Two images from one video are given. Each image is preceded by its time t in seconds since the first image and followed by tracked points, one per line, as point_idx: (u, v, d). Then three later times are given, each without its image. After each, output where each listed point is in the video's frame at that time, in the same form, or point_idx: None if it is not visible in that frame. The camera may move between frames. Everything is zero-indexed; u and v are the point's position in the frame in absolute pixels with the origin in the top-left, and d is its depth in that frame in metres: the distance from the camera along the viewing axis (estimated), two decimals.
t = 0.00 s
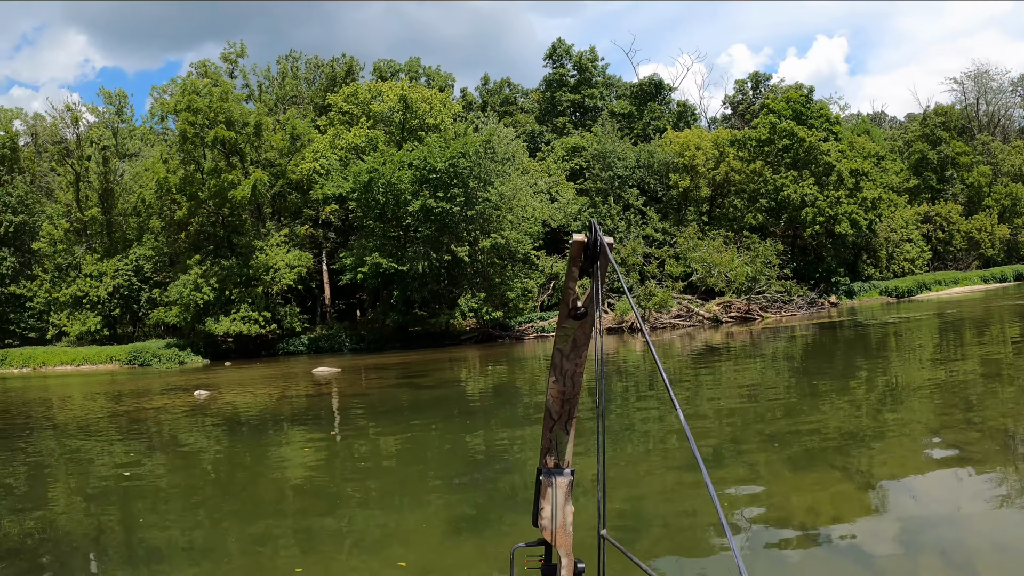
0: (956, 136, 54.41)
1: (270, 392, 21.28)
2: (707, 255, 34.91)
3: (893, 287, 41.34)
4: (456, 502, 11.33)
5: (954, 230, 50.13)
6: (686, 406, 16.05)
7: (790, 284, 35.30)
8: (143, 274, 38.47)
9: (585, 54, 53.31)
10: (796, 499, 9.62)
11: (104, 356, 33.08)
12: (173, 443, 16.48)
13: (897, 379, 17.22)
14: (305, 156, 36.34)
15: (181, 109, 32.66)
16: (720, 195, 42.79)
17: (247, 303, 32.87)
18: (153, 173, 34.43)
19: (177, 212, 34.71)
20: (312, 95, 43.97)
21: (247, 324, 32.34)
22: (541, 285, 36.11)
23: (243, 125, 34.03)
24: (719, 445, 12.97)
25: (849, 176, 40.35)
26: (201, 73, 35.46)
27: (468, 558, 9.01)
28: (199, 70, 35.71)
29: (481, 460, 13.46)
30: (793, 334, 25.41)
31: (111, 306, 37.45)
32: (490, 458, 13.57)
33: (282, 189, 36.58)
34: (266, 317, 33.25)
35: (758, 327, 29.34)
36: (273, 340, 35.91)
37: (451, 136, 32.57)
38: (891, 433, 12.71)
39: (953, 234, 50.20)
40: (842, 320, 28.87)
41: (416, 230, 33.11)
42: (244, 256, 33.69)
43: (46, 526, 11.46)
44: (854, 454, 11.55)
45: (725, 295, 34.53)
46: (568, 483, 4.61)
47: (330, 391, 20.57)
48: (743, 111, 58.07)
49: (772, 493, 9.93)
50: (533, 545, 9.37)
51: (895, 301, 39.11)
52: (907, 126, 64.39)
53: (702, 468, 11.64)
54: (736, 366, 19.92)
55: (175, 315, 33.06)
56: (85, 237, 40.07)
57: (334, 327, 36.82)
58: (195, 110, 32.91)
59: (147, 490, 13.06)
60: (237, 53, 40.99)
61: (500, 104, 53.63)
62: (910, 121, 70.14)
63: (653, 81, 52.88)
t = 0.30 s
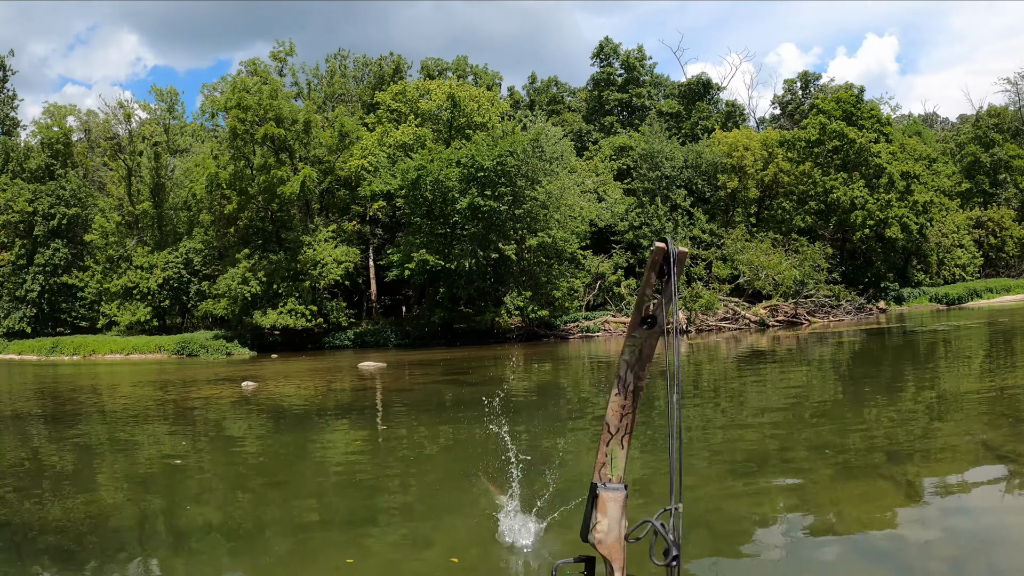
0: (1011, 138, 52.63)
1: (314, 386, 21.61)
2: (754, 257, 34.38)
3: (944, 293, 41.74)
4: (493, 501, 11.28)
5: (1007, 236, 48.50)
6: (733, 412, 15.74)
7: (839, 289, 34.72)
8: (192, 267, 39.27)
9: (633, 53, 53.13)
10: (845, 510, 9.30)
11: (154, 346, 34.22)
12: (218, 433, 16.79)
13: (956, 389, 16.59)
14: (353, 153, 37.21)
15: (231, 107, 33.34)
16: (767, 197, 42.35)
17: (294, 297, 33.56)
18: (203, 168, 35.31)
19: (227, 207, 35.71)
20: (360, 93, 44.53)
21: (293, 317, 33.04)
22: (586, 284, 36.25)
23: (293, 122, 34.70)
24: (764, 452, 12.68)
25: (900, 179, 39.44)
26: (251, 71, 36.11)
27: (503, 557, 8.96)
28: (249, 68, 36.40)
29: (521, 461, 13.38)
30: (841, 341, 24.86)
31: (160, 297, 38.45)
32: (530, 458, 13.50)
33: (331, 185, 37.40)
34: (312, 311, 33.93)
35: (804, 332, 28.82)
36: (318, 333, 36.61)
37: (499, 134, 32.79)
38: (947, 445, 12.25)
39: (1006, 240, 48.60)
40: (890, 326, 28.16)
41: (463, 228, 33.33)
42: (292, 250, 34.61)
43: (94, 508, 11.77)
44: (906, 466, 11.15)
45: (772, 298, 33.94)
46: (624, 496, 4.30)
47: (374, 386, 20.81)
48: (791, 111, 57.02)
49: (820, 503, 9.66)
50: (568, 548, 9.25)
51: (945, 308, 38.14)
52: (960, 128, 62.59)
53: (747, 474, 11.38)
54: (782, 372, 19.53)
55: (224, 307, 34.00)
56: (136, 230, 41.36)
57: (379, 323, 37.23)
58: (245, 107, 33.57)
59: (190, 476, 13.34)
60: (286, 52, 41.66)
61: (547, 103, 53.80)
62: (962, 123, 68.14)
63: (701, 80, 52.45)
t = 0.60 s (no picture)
0: None
1: (373, 377, 22.15)
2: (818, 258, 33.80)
3: (1012, 299, 40.13)
4: (546, 494, 11.47)
5: None
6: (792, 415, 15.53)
7: (904, 293, 33.66)
8: (257, 258, 40.47)
9: (696, 48, 52.75)
10: (909, 516, 9.07)
11: (218, 334, 35.74)
12: (279, 419, 17.36)
13: None
14: (415, 148, 37.69)
15: (296, 102, 34.30)
16: (834, 197, 40.38)
17: (357, 288, 34.48)
18: (269, 162, 36.53)
19: (292, 199, 36.76)
20: (423, 89, 45.25)
21: (357, 309, 33.96)
22: (648, 282, 37.06)
23: (356, 118, 35.66)
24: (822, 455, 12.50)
25: (969, 180, 38.14)
26: (315, 68, 37.06)
27: (554, 547, 9.11)
28: (312, 65, 37.34)
29: (573, 456, 13.51)
30: (905, 346, 24.17)
31: (226, 287, 39.87)
32: (583, 453, 13.62)
33: (394, 179, 38.01)
34: (374, 303, 34.74)
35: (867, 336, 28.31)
36: (380, 325, 37.76)
37: (562, 130, 32.92)
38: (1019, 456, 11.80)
39: None
40: (957, 333, 27.23)
41: (526, 223, 33.61)
42: (355, 244, 35.40)
43: (166, 482, 12.43)
44: (974, 475, 10.81)
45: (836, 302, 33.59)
46: (783, 412, 4.49)
47: (433, 378, 21.24)
48: (858, 108, 55.39)
49: (884, 508, 9.41)
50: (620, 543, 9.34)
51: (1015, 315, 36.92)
52: None
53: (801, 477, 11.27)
54: (843, 377, 19.12)
55: (288, 298, 35.34)
56: (203, 221, 43.06)
57: (440, 316, 37.99)
58: (309, 103, 34.51)
59: (254, 458, 13.91)
60: (350, 49, 42.61)
61: (609, 99, 53.87)
62: None
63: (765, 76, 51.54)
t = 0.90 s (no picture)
0: None
1: (430, 371, 22.45)
2: (884, 257, 32.73)
3: None
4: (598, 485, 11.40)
5: None
6: (856, 419, 14.90)
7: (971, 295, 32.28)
8: (318, 252, 42.01)
9: (756, 42, 51.54)
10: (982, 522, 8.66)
11: (279, 327, 36.96)
12: (336, 410, 17.75)
13: None
14: (476, 144, 38.14)
15: (357, 100, 35.33)
16: (897, 193, 40.12)
17: (417, 283, 35.44)
18: (330, 158, 37.66)
19: (353, 194, 37.84)
20: (481, 85, 45.62)
21: (417, 303, 34.98)
22: (709, 280, 36.47)
23: (416, 115, 36.42)
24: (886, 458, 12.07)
25: None
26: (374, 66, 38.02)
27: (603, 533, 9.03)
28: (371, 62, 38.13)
29: (626, 452, 13.22)
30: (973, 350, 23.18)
31: (287, 280, 41.36)
32: (637, 450, 13.30)
33: (454, 176, 38.83)
34: (434, 299, 35.51)
35: (933, 339, 27.80)
36: (438, 320, 38.25)
37: (622, 126, 32.67)
38: None
39: None
40: None
41: (586, 219, 33.97)
42: (415, 239, 36.51)
43: (226, 462, 12.72)
44: None
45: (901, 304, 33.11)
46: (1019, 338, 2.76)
47: (490, 373, 21.42)
48: (922, 102, 53.32)
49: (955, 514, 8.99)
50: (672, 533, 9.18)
51: None
52: None
53: (872, 483, 10.67)
54: (908, 380, 18.46)
55: (349, 292, 36.47)
56: (265, 216, 44.37)
57: (499, 312, 38.34)
58: (370, 100, 35.47)
59: (310, 444, 14.25)
60: (407, 47, 43.28)
61: (669, 94, 53.28)
62: None
63: (828, 70, 50.08)
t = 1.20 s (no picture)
0: None
1: (506, 352, 22.86)
2: (968, 244, 31.10)
3: None
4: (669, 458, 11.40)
5: None
6: (942, 406, 14.45)
7: None
8: (393, 235, 43.17)
9: (835, 16, 49.03)
10: None
11: (357, 308, 38.44)
12: (411, 388, 18.33)
13: None
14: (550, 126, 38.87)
15: (430, 85, 36.29)
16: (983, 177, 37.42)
17: (493, 266, 36.27)
18: (404, 143, 38.83)
19: (428, 178, 38.88)
20: (554, 68, 45.76)
21: (493, 286, 35.75)
22: (787, 265, 35.47)
23: (490, 99, 37.08)
24: (974, 447, 11.59)
25: None
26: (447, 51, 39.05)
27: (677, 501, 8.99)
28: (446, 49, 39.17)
29: (702, 431, 13.22)
30: None
31: (364, 263, 42.70)
32: (712, 430, 13.26)
33: (529, 158, 39.71)
34: (510, 282, 36.39)
35: None
36: (513, 303, 39.58)
37: (698, 107, 32.16)
38: None
39: None
40: None
41: (661, 201, 33.50)
42: (491, 222, 37.57)
43: (310, 429, 13.37)
44: None
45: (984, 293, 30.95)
46: None
47: (566, 356, 21.60)
48: (1007, 80, 49.63)
49: None
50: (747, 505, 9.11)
51: None
52: None
53: (957, 469, 10.28)
54: (996, 372, 17.60)
55: (424, 274, 37.68)
56: (341, 200, 45.79)
57: (574, 295, 39.01)
58: (442, 85, 36.39)
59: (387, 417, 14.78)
60: (479, 31, 43.77)
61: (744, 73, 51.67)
62: None
63: (909, 46, 47.58)
